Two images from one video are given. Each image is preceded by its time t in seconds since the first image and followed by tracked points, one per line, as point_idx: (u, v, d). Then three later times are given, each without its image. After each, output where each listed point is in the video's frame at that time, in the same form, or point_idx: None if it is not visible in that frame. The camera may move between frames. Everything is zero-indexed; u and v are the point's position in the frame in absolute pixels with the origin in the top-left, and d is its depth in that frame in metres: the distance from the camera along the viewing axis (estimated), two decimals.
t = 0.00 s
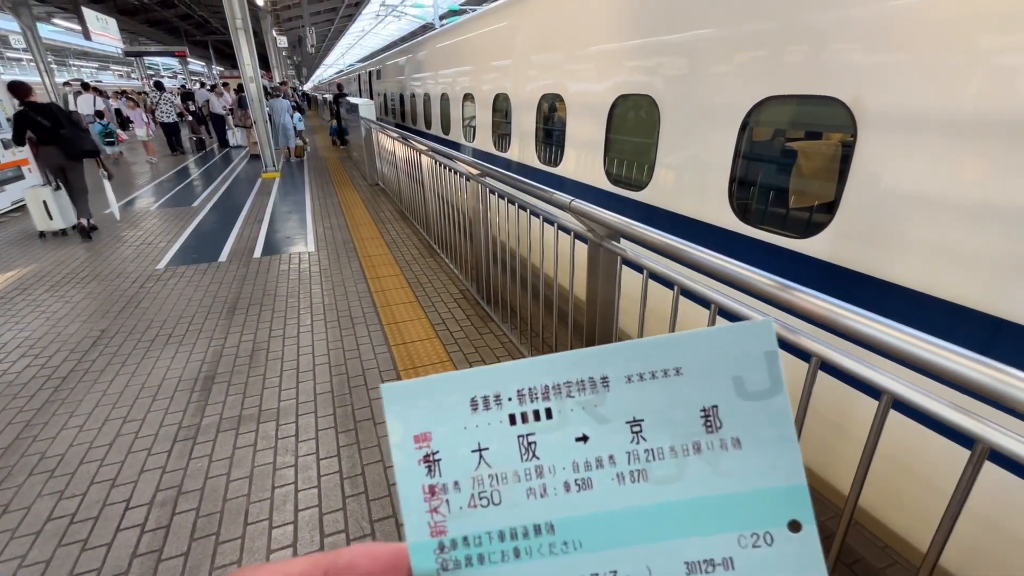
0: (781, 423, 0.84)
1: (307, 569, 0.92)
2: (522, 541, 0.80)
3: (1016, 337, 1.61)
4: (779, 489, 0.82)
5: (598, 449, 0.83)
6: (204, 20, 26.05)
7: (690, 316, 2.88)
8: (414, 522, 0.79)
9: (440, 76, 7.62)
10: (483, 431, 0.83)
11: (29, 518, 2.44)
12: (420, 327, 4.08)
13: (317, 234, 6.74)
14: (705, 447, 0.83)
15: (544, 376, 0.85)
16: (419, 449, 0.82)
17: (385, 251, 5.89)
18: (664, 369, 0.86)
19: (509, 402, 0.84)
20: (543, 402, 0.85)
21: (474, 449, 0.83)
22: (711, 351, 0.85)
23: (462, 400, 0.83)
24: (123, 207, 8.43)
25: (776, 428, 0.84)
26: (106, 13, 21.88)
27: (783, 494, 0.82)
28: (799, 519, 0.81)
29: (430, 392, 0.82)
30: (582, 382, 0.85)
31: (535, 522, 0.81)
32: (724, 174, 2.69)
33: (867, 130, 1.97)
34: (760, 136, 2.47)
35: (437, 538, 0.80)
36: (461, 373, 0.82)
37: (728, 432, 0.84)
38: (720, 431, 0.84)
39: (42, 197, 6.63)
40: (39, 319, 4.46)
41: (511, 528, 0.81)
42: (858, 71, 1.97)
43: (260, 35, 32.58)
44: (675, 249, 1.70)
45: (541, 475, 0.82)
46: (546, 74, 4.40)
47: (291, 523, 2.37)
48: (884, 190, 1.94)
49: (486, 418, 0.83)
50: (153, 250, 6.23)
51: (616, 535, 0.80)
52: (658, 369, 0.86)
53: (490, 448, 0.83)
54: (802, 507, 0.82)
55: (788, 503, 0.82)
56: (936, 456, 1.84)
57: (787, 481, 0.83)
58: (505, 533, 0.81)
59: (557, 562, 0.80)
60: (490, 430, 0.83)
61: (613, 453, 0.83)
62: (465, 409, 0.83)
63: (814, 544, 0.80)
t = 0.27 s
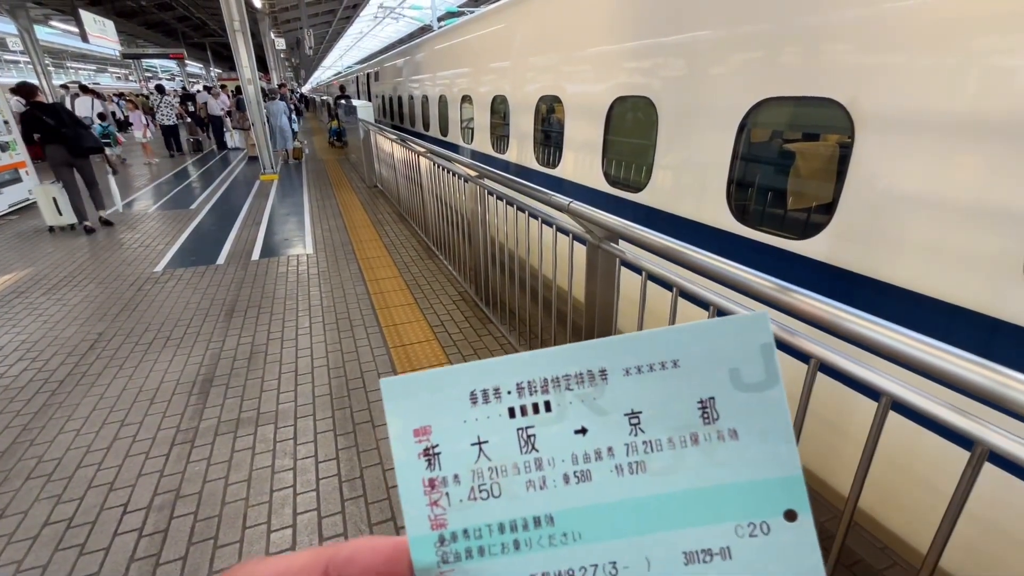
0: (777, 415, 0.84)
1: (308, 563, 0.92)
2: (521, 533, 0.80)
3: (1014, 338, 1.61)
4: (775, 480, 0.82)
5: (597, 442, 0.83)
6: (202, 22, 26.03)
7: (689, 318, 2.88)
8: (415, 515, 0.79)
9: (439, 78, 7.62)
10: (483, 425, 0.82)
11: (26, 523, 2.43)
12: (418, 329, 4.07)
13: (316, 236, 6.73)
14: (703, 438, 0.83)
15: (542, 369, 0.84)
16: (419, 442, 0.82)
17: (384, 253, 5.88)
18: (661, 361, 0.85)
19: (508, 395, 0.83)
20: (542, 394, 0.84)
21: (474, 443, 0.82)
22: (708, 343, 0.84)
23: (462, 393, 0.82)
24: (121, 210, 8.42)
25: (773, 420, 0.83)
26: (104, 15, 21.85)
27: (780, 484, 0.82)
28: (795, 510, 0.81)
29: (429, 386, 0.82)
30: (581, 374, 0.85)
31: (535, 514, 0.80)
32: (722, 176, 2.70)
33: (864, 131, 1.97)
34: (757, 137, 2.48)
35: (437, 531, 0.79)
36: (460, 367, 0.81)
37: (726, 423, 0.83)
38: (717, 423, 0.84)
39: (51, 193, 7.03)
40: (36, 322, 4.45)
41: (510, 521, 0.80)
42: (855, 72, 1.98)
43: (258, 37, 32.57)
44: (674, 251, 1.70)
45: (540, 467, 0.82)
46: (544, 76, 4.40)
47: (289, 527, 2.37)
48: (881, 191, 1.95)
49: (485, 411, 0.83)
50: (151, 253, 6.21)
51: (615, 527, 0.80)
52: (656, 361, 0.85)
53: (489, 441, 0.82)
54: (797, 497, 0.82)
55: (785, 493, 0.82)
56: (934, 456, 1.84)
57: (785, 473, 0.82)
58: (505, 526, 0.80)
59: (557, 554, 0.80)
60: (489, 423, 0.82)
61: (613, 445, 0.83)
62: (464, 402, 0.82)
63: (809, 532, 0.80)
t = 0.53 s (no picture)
0: (784, 398, 0.81)
1: (311, 546, 0.96)
2: (525, 517, 0.80)
3: (1013, 338, 1.62)
4: (779, 463, 0.82)
5: (601, 426, 0.82)
6: (201, 24, 26.05)
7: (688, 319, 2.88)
8: (421, 499, 0.80)
9: (438, 79, 7.63)
10: (487, 409, 0.81)
11: (26, 526, 2.42)
12: (418, 330, 4.08)
13: (315, 238, 6.74)
14: (708, 422, 0.82)
15: (547, 353, 0.82)
16: (423, 426, 0.81)
17: (383, 255, 5.88)
18: (667, 346, 0.82)
19: (513, 380, 0.82)
20: (547, 378, 0.82)
21: (478, 427, 0.81)
22: (715, 327, 0.81)
23: (466, 377, 0.81)
24: (120, 213, 8.42)
25: (780, 404, 0.81)
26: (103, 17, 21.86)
27: (785, 469, 0.81)
28: (798, 493, 0.81)
29: (431, 370, 0.80)
30: (586, 358, 0.82)
31: (539, 497, 0.81)
32: (720, 177, 2.70)
33: (863, 133, 1.98)
34: (756, 138, 2.48)
35: (442, 514, 0.80)
36: (464, 351, 0.79)
37: (730, 407, 0.82)
38: (722, 407, 0.83)
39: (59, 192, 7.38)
40: (36, 324, 4.45)
41: (515, 504, 0.81)
42: (854, 74, 1.98)
43: (257, 39, 32.60)
44: (673, 252, 1.70)
45: (545, 452, 0.81)
46: (543, 78, 4.40)
47: (289, 529, 2.37)
48: (880, 192, 1.95)
49: (490, 395, 0.81)
50: (150, 255, 6.21)
51: (619, 511, 0.80)
52: (662, 345, 0.82)
53: (494, 425, 0.81)
54: (802, 481, 0.81)
55: (790, 478, 0.81)
56: (932, 456, 1.84)
57: (792, 456, 0.81)
58: (511, 509, 0.80)
59: (560, 537, 0.80)
60: (494, 408, 0.81)
61: (618, 429, 0.82)
62: (468, 386, 0.81)
63: (813, 517, 0.80)
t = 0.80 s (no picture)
0: (778, 403, 0.82)
1: (316, 541, 0.97)
2: (524, 516, 0.81)
3: (1011, 342, 1.63)
4: (776, 466, 0.82)
5: (599, 428, 0.82)
6: (201, 28, 26.11)
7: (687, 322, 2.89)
8: (421, 496, 0.80)
9: (437, 83, 7.64)
10: (487, 410, 0.82)
11: (25, 530, 2.42)
12: (417, 334, 4.07)
13: (315, 242, 6.74)
14: (703, 426, 0.82)
15: (547, 355, 0.83)
16: (425, 426, 0.81)
17: (383, 259, 5.89)
18: (665, 350, 0.83)
19: (513, 381, 0.82)
20: (546, 380, 0.83)
21: (479, 427, 0.82)
22: (713, 332, 0.82)
23: (467, 378, 0.81)
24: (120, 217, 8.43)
25: (776, 409, 0.82)
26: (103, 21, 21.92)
27: (780, 472, 0.82)
28: (792, 496, 0.81)
29: (434, 370, 0.80)
30: (585, 361, 0.83)
31: (538, 497, 0.81)
32: (719, 180, 2.71)
33: (860, 136, 1.99)
34: (754, 142, 2.50)
35: (442, 512, 0.81)
36: (465, 353, 0.79)
37: (727, 411, 0.83)
38: (719, 410, 0.83)
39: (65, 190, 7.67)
40: (35, 329, 4.45)
41: (514, 503, 0.81)
42: (851, 78, 1.99)
43: (256, 43, 32.67)
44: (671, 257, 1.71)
45: (544, 452, 0.82)
46: (542, 81, 4.42)
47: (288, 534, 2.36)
48: (877, 195, 1.96)
49: (490, 397, 0.82)
50: (150, 259, 6.22)
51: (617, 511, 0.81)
52: (660, 350, 0.83)
53: (494, 425, 0.82)
54: (797, 484, 0.81)
55: (785, 481, 0.82)
56: (930, 459, 1.85)
57: (786, 460, 0.82)
58: (509, 508, 0.81)
59: (558, 536, 0.81)
60: (494, 409, 0.82)
61: (616, 430, 0.82)
62: (469, 387, 0.81)
63: (808, 520, 0.80)
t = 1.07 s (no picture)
0: (791, 400, 0.82)
1: (315, 541, 0.98)
2: (529, 517, 0.81)
3: (1009, 342, 1.63)
4: (788, 465, 0.82)
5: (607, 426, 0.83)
6: (201, 31, 26.12)
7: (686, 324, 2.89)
8: (422, 497, 0.80)
9: (437, 85, 7.66)
10: (491, 407, 0.82)
11: (23, 533, 2.42)
12: (416, 336, 4.07)
13: (315, 244, 6.74)
14: (714, 423, 0.83)
15: (554, 352, 0.83)
16: (427, 424, 0.82)
17: (382, 261, 5.89)
18: (673, 345, 0.83)
19: (518, 378, 0.83)
20: (552, 376, 0.83)
21: (483, 425, 0.82)
22: (719, 328, 0.82)
23: (470, 376, 0.81)
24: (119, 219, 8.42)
25: (785, 407, 0.82)
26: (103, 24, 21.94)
27: (791, 471, 0.82)
28: (807, 497, 0.81)
29: (437, 370, 0.80)
30: (591, 357, 0.83)
31: (542, 497, 0.82)
32: (717, 182, 2.72)
33: (858, 139, 2.00)
34: (752, 144, 2.51)
35: (444, 513, 0.81)
36: (468, 349, 0.80)
37: (737, 408, 0.83)
38: (730, 408, 0.83)
39: (71, 189, 8.02)
40: (34, 331, 4.45)
41: (518, 504, 0.82)
42: (849, 80, 2.00)
43: (256, 46, 32.73)
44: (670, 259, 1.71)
45: (549, 451, 0.82)
46: (541, 84, 4.42)
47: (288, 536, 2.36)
48: (875, 197, 1.97)
49: (495, 394, 0.82)
50: (150, 261, 6.22)
51: (625, 512, 0.81)
52: (670, 345, 0.83)
53: (498, 424, 0.82)
54: (807, 484, 0.82)
55: (794, 481, 0.82)
56: (928, 460, 1.85)
57: (799, 459, 0.82)
58: (513, 509, 0.81)
59: (564, 537, 0.81)
60: (499, 406, 0.82)
61: (622, 428, 0.83)
62: (473, 384, 0.82)
63: (820, 521, 0.81)
